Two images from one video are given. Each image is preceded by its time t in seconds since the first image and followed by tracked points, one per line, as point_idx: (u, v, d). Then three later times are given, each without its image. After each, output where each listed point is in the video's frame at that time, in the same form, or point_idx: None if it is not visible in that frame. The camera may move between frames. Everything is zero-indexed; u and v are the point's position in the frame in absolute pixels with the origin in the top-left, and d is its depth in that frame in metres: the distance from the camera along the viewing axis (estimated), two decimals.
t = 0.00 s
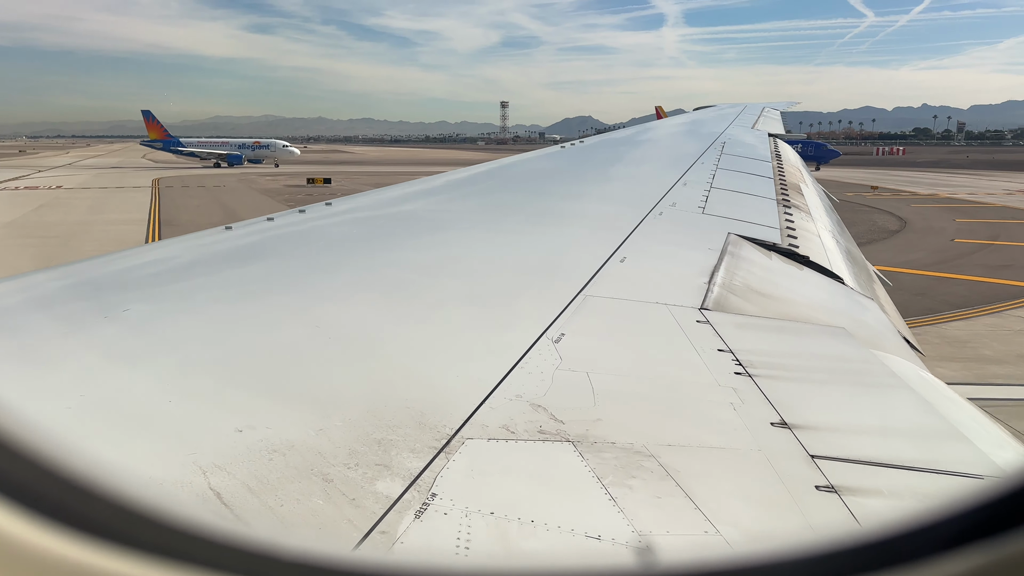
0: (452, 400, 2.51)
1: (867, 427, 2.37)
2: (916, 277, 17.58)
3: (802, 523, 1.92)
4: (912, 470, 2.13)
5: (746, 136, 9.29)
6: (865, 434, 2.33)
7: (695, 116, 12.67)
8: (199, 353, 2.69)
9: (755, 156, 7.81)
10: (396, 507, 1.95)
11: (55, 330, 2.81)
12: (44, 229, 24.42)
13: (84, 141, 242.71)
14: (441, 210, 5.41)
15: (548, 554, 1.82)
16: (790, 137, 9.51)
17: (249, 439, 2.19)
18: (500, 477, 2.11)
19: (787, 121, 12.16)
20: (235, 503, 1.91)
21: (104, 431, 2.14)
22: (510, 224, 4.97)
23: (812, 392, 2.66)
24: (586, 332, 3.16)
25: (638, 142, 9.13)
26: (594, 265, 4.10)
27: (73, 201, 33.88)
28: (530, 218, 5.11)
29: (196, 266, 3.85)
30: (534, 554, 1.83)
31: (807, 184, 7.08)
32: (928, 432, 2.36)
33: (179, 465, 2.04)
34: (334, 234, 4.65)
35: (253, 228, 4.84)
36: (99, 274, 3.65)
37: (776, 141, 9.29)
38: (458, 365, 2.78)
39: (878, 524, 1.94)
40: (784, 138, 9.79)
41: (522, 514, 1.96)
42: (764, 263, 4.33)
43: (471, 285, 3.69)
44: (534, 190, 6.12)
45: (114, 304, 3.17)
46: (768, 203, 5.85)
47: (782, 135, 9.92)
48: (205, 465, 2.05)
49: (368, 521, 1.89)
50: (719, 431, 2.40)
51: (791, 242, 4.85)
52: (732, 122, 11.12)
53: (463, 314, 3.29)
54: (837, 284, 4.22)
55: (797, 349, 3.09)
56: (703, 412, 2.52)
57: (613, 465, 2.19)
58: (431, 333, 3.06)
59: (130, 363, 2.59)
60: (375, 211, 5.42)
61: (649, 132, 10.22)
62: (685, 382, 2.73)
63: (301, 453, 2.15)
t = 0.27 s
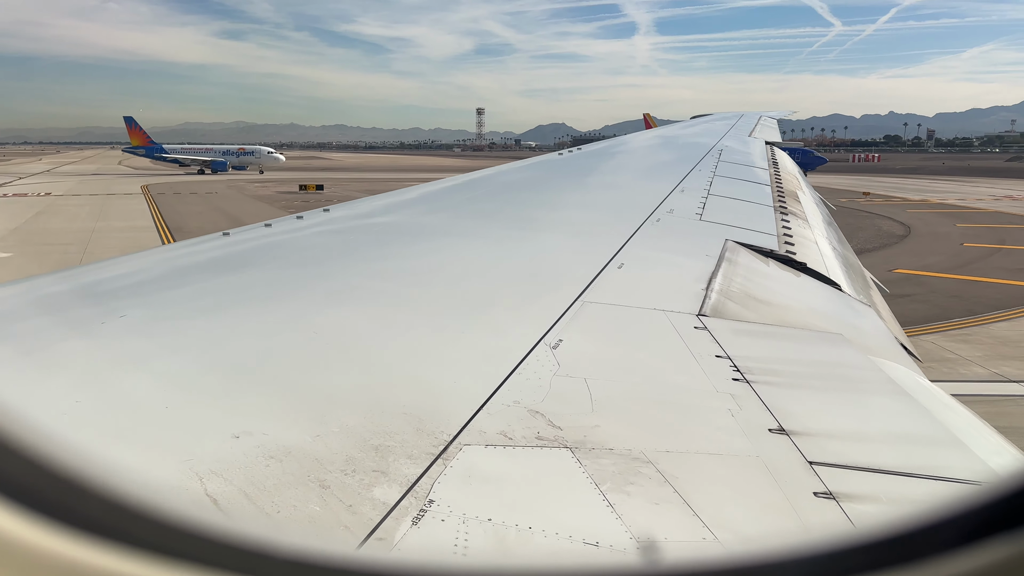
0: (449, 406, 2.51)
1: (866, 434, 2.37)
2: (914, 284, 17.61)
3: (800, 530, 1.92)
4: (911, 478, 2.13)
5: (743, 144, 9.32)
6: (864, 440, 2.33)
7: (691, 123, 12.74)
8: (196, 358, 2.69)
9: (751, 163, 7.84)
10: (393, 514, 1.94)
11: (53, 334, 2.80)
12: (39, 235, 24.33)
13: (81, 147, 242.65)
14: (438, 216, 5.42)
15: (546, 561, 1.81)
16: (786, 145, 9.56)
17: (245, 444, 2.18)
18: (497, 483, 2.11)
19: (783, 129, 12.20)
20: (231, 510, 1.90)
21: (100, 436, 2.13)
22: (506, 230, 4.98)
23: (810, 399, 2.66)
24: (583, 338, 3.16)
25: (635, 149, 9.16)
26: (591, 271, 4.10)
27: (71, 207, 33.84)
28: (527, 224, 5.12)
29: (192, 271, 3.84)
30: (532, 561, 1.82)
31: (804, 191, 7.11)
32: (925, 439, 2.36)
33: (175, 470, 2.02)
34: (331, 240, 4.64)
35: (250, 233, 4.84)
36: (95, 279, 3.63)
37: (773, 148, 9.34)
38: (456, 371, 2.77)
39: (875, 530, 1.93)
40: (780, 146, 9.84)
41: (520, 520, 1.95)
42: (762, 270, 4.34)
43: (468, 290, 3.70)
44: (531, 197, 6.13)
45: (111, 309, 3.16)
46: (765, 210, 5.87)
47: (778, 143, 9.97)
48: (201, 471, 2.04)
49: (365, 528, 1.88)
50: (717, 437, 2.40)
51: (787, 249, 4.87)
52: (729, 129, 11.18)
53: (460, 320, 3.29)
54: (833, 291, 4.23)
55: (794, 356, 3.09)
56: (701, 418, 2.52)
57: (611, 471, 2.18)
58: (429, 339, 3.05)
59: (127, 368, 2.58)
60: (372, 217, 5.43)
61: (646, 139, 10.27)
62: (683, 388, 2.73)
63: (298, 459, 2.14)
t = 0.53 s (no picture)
0: (447, 412, 2.50)
1: (863, 440, 2.37)
2: (910, 290, 17.66)
3: (799, 536, 1.91)
4: (909, 484, 2.12)
5: (739, 150, 9.35)
6: (861, 446, 2.33)
7: (687, 130, 12.79)
8: (192, 364, 2.67)
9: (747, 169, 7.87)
10: (390, 521, 1.93)
11: (48, 341, 2.79)
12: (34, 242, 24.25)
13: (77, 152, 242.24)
14: (435, 222, 5.42)
15: (544, 568, 1.80)
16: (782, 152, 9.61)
17: (241, 451, 2.17)
18: (494, 490, 2.10)
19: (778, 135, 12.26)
20: (227, 517, 1.88)
21: (94, 444, 2.11)
22: (503, 236, 4.98)
23: (808, 405, 2.66)
24: (580, 344, 3.16)
25: (631, 155, 9.19)
26: (588, 277, 4.10)
27: (67, 215, 33.83)
28: (524, 230, 5.13)
29: (188, 277, 3.83)
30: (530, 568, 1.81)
31: (799, 198, 7.13)
32: (922, 445, 2.36)
33: (171, 477, 2.01)
34: (328, 246, 4.64)
35: (246, 239, 4.84)
36: (90, 286, 3.62)
37: (768, 154, 9.38)
38: (453, 377, 2.77)
39: (873, 536, 1.93)
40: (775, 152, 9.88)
41: (518, 528, 1.94)
42: (758, 276, 4.35)
43: (464, 296, 3.70)
44: (528, 202, 6.13)
45: (106, 315, 3.14)
46: (761, 216, 5.88)
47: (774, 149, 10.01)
48: (197, 478, 2.02)
49: (361, 535, 1.86)
50: (715, 444, 2.39)
51: (784, 255, 4.88)
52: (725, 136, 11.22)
53: (457, 326, 3.28)
54: (829, 297, 4.24)
55: (791, 362, 3.10)
56: (699, 424, 2.51)
57: (609, 479, 2.18)
58: (426, 345, 3.04)
59: (122, 374, 2.56)
60: (369, 223, 5.43)
61: (642, 146, 10.30)
62: (681, 395, 2.72)
63: (294, 466, 2.12)
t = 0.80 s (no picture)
0: (444, 420, 2.49)
1: (860, 447, 2.37)
2: (909, 297, 17.65)
3: (796, 543, 1.91)
4: (906, 491, 2.13)
5: (736, 158, 9.39)
6: (859, 453, 2.33)
7: (685, 138, 12.84)
8: (189, 372, 2.67)
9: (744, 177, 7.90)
10: (387, 529, 1.93)
11: (44, 350, 2.80)
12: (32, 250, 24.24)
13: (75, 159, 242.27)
14: (433, 230, 5.43)
15: None
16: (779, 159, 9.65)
17: (238, 459, 2.17)
18: (492, 498, 2.09)
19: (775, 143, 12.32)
20: (224, 526, 1.87)
21: (91, 452, 2.11)
22: (501, 243, 4.99)
23: (805, 413, 2.66)
24: (578, 352, 3.16)
25: (629, 163, 9.23)
26: (586, 285, 4.11)
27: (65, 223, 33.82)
28: (522, 238, 5.14)
29: (186, 285, 3.83)
30: None
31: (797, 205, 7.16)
32: (919, 452, 2.36)
33: (167, 486, 2.00)
34: (326, 253, 4.65)
35: (244, 247, 4.85)
36: (88, 294, 3.62)
37: (765, 162, 9.42)
38: (451, 385, 2.77)
39: (870, 544, 1.93)
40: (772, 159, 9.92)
41: (515, 536, 1.93)
42: (755, 283, 4.36)
43: (462, 304, 3.70)
44: (525, 210, 6.15)
45: (104, 323, 3.15)
46: (758, 223, 5.90)
47: (771, 157, 10.06)
48: (194, 486, 2.02)
49: (358, 543, 1.86)
50: (713, 451, 2.39)
51: (781, 262, 4.89)
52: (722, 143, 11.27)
53: (455, 333, 3.29)
54: (826, 304, 4.25)
55: (788, 370, 3.10)
56: (696, 432, 2.51)
57: (606, 486, 2.17)
58: (422, 353, 3.03)
59: (119, 382, 2.56)
60: (367, 231, 5.44)
61: (640, 154, 10.35)
62: (678, 402, 2.73)
63: (291, 474, 2.12)
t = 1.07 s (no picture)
0: (442, 426, 2.49)
1: (858, 452, 2.37)
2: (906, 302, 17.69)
3: (794, 548, 1.91)
4: (904, 496, 2.13)
5: (733, 163, 9.42)
6: (856, 458, 2.34)
7: (682, 143, 12.88)
8: (186, 378, 2.67)
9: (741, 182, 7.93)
10: (384, 535, 1.92)
11: (40, 356, 2.79)
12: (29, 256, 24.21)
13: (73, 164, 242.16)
14: (430, 235, 5.44)
15: None
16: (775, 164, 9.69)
17: (235, 465, 2.16)
18: (489, 504, 2.09)
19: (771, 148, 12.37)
20: (221, 532, 1.87)
21: (87, 458, 2.10)
22: (498, 248, 5.00)
23: (803, 417, 2.66)
24: (576, 357, 3.16)
25: (626, 168, 9.25)
26: (583, 290, 4.12)
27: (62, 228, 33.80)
28: (519, 243, 5.15)
29: (183, 290, 3.83)
30: None
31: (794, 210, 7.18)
32: (916, 457, 2.37)
33: (164, 492, 2.00)
34: (323, 259, 4.65)
35: (242, 253, 4.85)
36: (85, 299, 3.62)
37: (762, 167, 9.45)
38: (448, 390, 2.76)
39: (868, 549, 1.93)
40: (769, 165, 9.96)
41: (513, 542, 1.93)
42: (753, 288, 4.37)
43: (459, 308, 3.70)
44: (523, 215, 6.16)
45: (101, 329, 3.14)
46: (755, 228, 5.92)
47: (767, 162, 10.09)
48: (190, 492, 2.01)
49: (356, 549, 1.85)
50: (711, 456, 2.39)
51: (778, 267, 4.90)
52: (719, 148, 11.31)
53: (452, 338, 3.29)
54: (823, 309, 4.26)
55: (786, 375, 3.10)
56: (694, 437, 2.51)
57: (604, 492, 2.17)
58: (419, 359, 3.03)
59: (116, 387, 2.56)
60: (365, 236, 5.45)
61: (637, 159, 10.38)
62: (676, 407, 2.72)
63: (288, 479, 2.11)
